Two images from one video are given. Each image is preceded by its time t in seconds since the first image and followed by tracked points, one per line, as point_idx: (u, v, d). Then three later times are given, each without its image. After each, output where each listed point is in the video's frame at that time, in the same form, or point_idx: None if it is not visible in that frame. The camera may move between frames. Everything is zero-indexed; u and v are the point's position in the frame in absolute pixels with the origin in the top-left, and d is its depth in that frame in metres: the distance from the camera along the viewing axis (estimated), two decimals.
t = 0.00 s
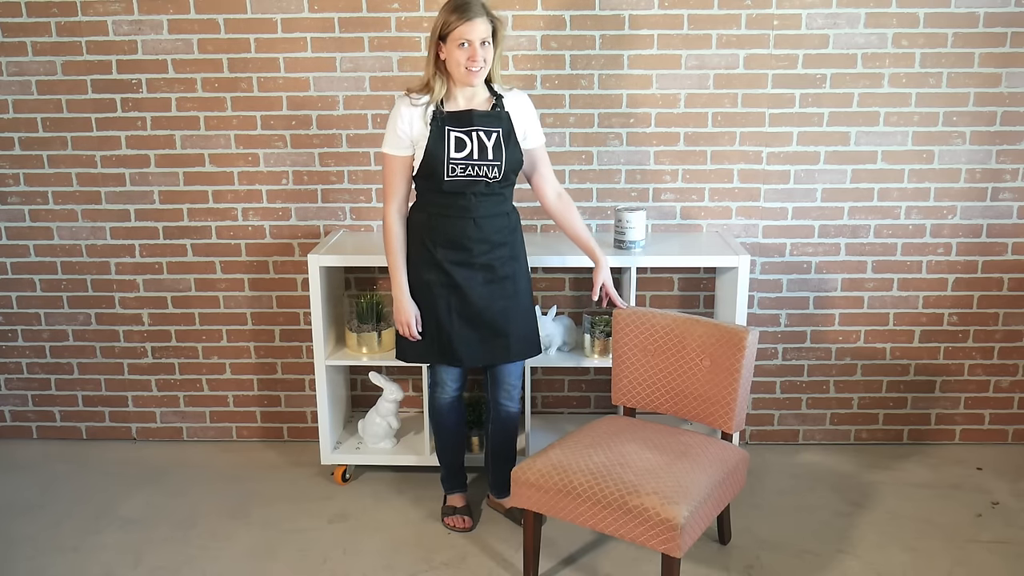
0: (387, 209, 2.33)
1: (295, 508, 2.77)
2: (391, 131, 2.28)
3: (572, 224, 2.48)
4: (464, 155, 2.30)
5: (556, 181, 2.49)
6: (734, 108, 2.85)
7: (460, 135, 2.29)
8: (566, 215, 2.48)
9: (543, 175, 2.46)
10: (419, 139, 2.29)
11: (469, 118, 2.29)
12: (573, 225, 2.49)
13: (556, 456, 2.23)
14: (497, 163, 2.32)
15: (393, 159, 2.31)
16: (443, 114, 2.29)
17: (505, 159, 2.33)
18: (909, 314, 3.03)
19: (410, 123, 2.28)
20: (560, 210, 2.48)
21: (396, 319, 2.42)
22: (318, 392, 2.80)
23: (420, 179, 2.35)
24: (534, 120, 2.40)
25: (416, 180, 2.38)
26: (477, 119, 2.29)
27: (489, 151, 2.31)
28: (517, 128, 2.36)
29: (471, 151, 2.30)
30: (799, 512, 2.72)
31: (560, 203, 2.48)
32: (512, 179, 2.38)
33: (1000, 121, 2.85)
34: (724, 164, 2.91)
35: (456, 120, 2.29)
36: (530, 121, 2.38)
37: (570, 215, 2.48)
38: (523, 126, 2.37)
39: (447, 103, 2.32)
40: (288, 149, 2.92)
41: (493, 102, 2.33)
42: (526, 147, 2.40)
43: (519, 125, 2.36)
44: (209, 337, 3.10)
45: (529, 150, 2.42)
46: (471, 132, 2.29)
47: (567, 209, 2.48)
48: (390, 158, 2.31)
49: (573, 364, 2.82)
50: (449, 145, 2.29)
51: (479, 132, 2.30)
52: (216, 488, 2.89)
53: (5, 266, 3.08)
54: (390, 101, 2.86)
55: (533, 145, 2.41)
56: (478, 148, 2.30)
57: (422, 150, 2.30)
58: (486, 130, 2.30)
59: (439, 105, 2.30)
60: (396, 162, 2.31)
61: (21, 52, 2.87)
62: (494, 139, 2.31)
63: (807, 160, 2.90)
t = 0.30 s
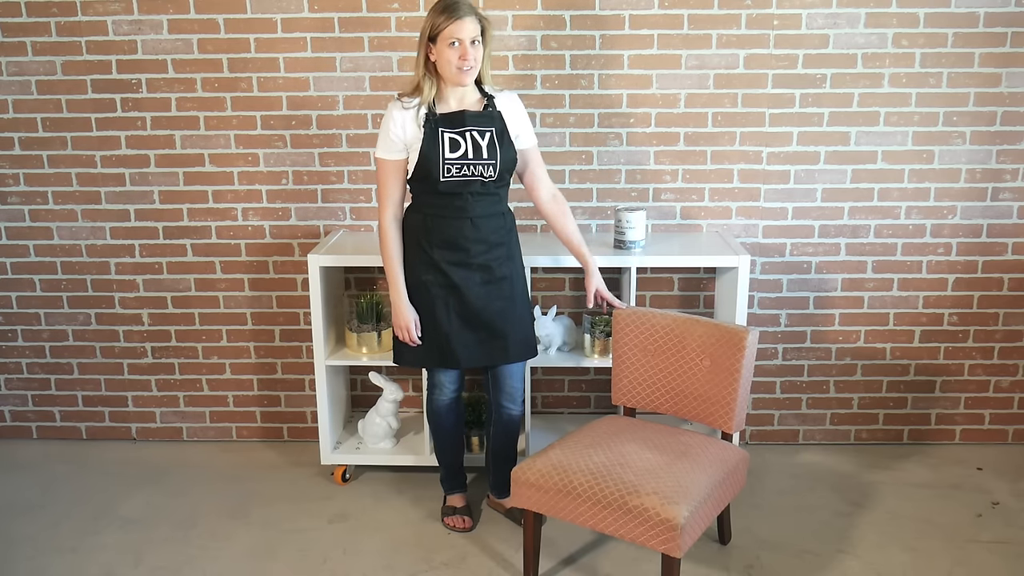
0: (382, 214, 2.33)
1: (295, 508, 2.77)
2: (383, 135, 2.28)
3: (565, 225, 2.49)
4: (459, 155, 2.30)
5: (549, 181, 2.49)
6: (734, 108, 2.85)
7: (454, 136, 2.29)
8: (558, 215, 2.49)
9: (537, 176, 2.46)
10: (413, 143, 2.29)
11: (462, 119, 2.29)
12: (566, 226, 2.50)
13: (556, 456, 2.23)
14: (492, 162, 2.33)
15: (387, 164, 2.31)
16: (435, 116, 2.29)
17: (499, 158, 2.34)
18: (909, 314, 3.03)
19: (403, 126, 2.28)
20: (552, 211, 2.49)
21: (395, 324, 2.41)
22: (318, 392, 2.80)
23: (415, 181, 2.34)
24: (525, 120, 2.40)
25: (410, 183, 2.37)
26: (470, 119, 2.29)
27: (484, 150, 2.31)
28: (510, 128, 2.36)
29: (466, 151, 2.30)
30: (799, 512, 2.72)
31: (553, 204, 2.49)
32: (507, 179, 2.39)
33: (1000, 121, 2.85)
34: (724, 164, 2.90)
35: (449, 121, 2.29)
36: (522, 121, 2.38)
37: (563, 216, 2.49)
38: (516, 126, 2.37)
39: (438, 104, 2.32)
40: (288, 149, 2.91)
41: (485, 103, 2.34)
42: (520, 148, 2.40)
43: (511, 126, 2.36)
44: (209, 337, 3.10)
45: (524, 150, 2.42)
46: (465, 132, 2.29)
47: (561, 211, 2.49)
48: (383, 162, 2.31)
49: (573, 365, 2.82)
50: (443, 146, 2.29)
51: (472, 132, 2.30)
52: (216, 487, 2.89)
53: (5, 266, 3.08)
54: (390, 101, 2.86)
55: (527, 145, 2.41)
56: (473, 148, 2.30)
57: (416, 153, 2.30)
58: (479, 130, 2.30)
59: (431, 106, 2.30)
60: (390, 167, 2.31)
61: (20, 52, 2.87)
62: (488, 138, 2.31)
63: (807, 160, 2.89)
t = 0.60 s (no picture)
0: (378, 216, 2.33)
1: (295, 508, 2.77)
2: (380, 138, 2.29)
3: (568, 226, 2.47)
4: (453, 156, 2.30)
5: (551, 174, 2.47)
6: (734, 108, 2.85)
7: (448, 137, 2.29)
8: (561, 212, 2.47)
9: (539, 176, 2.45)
10: (408, 143, 2.30)
11: (456, 120, 2.29)
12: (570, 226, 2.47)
13: (556, 456, 2.23)
14: (487, 162, 2.32)
15: (383, 166, 2.32)
16: (430, 118, 2.30)
17: (494, 159, 2.33)
18: (909, 314, 3.03)
19: (398, 128, 2.29)
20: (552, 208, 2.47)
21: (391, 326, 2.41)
22: (318, 392, 2.80)
23: (411, 183, 2.35)
24: (523, 118, 2.39)
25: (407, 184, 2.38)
26: (464, 121, 2.29)
27: (479, 151, 2.31)
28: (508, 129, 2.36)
29: (459, 152, 2.30)
30: (799, 512, 2.72)
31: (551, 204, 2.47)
32: (503, 179, 2.38)
33: (1000, 121, 2.85)
34: (724, 164, 2.91)
35: (443, 123, 2.29)
36: (520, 120, 2.37)
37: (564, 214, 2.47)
38: (513, 126, 2.37)
39: (433, 105, 2.33)
40: (288, 149, 2.92)
41: (480, 103, 2.34)
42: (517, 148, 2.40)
43: (507, 127, 2.35)
44: (209, 337, 3.10)
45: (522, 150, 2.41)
46: (459, 134, 2.29)
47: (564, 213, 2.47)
48: (380, 165, 2.32)
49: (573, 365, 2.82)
50: (437, 148, 2.29)
51: (466, 133, 2.29)
52: (216, 487, 2.90)
53: (5, 266, 3.08)
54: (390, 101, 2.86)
55: (524, 145, 2.40)
56: (467, 149, 2.30)
57: (411, 155, 2.31)
58: (473, 131, 2.29)
59: (426, 108, 2.31)
60: (387, 169, 2.32)
61: (21, 52, 2.87)
62: (482, 139, 2.31)
63: (807, 160, 2.90)
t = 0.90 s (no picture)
0: (380, 212, 2.34)
1: (295, 508, 2.77)
2: (383, 135, 2.30)
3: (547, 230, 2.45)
4: (456, 155, 2.30)
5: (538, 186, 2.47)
6: (734, 108, 2.85)
7: (451, 136, 2.29)
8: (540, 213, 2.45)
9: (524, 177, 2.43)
10: (411, 141, 2.30)
11: (460, 118, 2.29)
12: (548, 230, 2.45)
13: (556, 456, 2.24)
14: (489, 163, 2.32)
15: (386, 163, 2.32)
16: (435, 116, 2.29)
17: (497, 160, 2.33)
18: (909, 314, 3.03)
19: (401, 126, 2.29)
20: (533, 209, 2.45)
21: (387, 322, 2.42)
22: (318, 392, 2.80)
23: (413, 180, 2.35)
24: (526, 126, 2.38)
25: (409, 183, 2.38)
26: (468, 120, 2.29)
27: (481, 152, 2.30)
28: (510, 131, 2.35)
29: (463, 151, 2.30)
30: (799, 512, 2.72)
31: (529, 206, 2.45)
32: (506, 181, 2.38)
33: (999, 121, 2.85)
34: (724, 164, 2.91)
35: (447, 121, 2.29)
36: (522, 125, 2.36)
37: (542, 215, 2.44)
38: (514, 129, 2.35)
39: (437, 104, 2.32)
40: (288, 149, 2.92)
41: (485, 104, 2.33)
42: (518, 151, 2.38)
43: (511, 129, 2.34)
44: (209, 337, 3.10)
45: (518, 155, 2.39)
46: (463, 133, 2.29)
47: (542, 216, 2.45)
48: (383, 162, 2.32)
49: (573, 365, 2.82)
50: (440, 146, 2.29)
51: (470, 133, 2.29)
52: (216, 488, 2.90)
53: (5, 266, 3.08)
54: (390, 101, 2.86)
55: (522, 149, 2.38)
56: (470, 149, 2.30)
57: (414, 152, 2.31)
58: (477, 131, 2.29)
59: (429, 106, 2.31)
60: (389, 166, 2.32)
61: (21, 52, 2.87)
62: (486, 140, 2.30)
63: (807, 160, 2.90)
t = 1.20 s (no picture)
0: (382, 208, 2.32)
1: (295, 508, 2.77)
2: (388, 129, 2.29)
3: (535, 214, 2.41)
4: (460, 153, 2.30)
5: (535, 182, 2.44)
6: (733, 108, 2.85)
7: (456, 134, 2.29)
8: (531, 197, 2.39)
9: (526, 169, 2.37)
10: (417, 138, 2.30)
11: (465, 117, 2.29)
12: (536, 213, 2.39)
13: (556, 456, 2.23)
14: (492, 163, 2.32)
15: (390, 157, 2.31)
16: (441, 114, 2.29)
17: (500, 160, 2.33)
18: (909, 314, 3.03)
19: (408, 120, 2.28)
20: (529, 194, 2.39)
21: (399, 313, 2.39)
22: (318, 392, 2.80)
23: (416, 178, 2.35)
24: (529, 132, 2.38)
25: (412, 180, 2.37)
26: (474, 119, 2.29)
27: (485, 151, 2.31)
28: (515, 132, 2.35)
29: (467, 149, 2.30)
30: (799, 512, 2.72)
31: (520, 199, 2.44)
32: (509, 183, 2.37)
33: (1000, 121, 2.85)
34: (724, 164, 2.91)
35: (453, 119, 2.29)
36: (527, 129, 2.37)
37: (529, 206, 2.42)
38: (518, 132, 2.35)
39: (444, 104, 2.32)
40: (288, 149, 2.92)
41: (491, 106, 2.33)
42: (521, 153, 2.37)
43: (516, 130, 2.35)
44: (209, 337, 3.10)
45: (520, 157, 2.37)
46: (467, 132, 2.29)
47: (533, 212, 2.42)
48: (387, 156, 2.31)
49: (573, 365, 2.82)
50: (444, 143, 2.29)
51: (475, 132, 2.29)
52: (216, 488, 2.90)
53: (5, 266, 3.08)
54: (390, 101, 2.86)
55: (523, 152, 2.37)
56: (474, 147, 2.30)
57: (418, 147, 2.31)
58: (482, 130, 2.30)
59: (437, 106, 2.30)
60: (393, 160, 2.30)
61: (21, 52, 2.87)
62: (491, 140, 2.31)
63: (807, 160, 2.90)
